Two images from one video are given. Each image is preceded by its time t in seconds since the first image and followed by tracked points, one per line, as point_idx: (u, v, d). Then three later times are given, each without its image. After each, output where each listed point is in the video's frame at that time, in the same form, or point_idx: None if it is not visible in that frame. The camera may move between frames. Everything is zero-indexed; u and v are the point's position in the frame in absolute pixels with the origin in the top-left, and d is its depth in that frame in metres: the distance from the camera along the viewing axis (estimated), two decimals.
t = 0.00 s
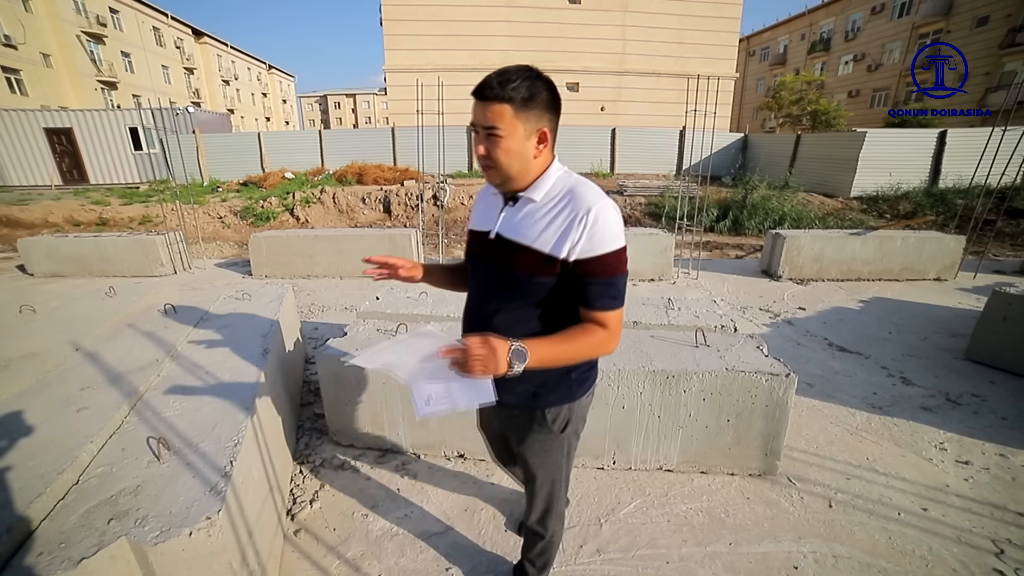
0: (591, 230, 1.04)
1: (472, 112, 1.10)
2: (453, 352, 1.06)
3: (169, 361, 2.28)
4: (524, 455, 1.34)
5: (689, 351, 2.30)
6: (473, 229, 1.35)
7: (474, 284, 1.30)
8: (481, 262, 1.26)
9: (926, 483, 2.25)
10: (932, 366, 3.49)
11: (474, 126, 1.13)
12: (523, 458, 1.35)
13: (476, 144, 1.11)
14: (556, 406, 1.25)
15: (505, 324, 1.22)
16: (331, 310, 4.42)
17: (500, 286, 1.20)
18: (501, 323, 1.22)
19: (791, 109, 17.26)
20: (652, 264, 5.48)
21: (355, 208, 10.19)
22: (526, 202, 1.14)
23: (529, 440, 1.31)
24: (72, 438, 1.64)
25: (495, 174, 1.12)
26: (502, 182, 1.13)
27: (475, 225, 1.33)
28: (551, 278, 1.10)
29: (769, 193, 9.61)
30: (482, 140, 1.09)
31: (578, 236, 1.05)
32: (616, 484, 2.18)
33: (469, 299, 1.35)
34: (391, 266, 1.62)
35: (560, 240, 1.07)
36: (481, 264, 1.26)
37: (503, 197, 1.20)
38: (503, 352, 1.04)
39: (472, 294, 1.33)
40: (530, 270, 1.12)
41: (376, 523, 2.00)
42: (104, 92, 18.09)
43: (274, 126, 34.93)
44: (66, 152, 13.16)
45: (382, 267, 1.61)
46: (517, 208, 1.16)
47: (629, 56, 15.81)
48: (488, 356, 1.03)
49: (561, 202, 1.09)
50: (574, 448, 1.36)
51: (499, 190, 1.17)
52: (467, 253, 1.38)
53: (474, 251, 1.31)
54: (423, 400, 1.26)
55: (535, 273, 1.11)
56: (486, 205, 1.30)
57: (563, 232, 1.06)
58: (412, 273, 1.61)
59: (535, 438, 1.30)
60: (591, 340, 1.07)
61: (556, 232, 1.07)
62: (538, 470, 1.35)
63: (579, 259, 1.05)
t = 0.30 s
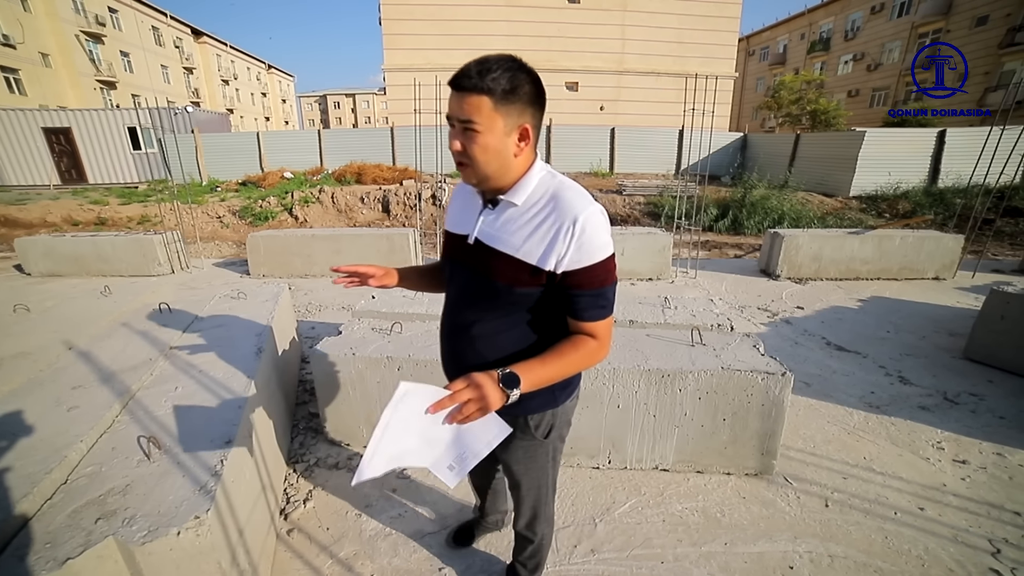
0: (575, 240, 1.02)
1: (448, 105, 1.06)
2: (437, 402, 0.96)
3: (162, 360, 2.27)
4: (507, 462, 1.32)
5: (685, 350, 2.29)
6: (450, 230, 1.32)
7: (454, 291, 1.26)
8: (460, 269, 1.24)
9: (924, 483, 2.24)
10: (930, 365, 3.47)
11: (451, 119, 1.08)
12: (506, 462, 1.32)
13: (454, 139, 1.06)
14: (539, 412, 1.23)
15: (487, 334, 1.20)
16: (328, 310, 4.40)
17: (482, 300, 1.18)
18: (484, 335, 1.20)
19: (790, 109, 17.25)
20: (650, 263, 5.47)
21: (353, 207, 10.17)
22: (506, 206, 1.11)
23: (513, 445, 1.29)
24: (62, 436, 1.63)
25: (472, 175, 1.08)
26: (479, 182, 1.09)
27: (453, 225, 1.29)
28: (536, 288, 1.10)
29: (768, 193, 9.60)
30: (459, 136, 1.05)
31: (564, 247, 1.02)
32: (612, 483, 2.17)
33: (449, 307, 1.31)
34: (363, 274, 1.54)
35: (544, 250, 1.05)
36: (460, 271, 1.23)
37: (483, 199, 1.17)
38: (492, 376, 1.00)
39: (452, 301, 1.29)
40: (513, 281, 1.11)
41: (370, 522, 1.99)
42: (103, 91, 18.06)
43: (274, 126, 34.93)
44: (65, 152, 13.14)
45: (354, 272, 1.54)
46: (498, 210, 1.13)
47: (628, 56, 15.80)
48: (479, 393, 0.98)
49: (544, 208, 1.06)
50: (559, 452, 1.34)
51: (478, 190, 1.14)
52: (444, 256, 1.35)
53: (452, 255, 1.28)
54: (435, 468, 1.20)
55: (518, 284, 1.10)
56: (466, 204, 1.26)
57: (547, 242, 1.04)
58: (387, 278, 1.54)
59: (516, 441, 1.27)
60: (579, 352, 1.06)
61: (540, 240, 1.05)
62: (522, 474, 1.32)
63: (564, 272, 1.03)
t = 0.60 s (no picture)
0: (562, 224, 1.03)
1: (427, 97, 1.06)
2: (423, 340, 0.95)
3: (162, 356, 2.26)
4: (501, 457, 1.30)
5: (687, 348, 2.26)
6: (428, 224, 1.29)
7: (439, 283, 1.23)
8: (445, 261, 1.20)
9: (932, 484, 2.20)
10: (938, 365, 3.43)
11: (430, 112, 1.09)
12: (500, 458, 1.30)
13: (434, 130, 1.06)
14: (530, 403, 1.22)
15: (474, 325, 1.18)
16: (330, 308, 4.40)
17: (468, 288, 1.15)
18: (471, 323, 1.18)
19: (795, 108, 17.14)
20: (653, 262, 5.43)
21: (357, 206, 10.16)
22: (490, 196, 1.11)
23: (505, 439, 1.27)
24: (60, 430, 1.62)
25: (455, 165, 1.08)
26: (462, 172, 1.09)
27: (431, 220, 1.27)
28: (528, 275, 1.09)
29: (773, 192, 9.52)
30: (439, 126, 1.05)
31: (553, 232, 1.03)
32: (613, 483, 2.14)
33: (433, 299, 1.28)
34: (338, 261, 1.45)
35: (532, 235, 1.05)
36: (445, 261, 1.20)
37: (465, 192, 1.17)
38: (484, 354, 0.98)
39: (436, 294, 1.26)
40: (502, 268, 1.09)
41: (368, 520, 1.97)
42: (110, 91, 18.19)
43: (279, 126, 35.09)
44: (72, 151, 13.24)
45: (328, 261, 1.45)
46: (482, 201, 1.13)
47: (632, 55, 15.75)
48: (469, 349, 0.97)
49: (528, 196, 1.07)
50: (550, 443, 1.33)
51: (460, 182, 1.13)
52: (425, 251, 1.31)
53: (433, 248, 1.25)
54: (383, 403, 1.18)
55: (508, 272, 1.09)
56: (443, 199, 1.24)
57: (535, 228, 1.04)
58: (369, 270, 1.47)
59: (511, 435, 1.26)
60: (571, 335, 1.07)
61: (526, 227, 1.06)
62: (515, 470, 1.31)
63: (553, 256, 1.03)
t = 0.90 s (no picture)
0: (542, 204, 1.16)
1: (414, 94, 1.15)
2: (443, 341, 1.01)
3: (180, 349, 2.32)
4: (491, 441, 1.33)
5: (697, 348, 2.26)
6: (406, 219, 1.33)
7: (426, 274, 1.27)
8: (430, 253, 1.25)
9: (950, 491, 2.16)
10: (957, 370, 3.36)
11: (413, 108, 1.18)
12: (491, 443, 1.33)
13: (420, 123, 1.15)
14: (519, 385, 1.29)
15: (464, 310, 1.23)
16: (342, 305, 4.46)
17: (460, 275, 1.21)
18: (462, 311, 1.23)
19: (812, 108, 16.90)
20: (664, 263, 5.40)
21: (369, 206, 10.26)
22: (472, 184, 1.20)
23: (497, 423, 1.31)
24: (83, 420, 1.67)
25: (439, 156, 1.17)
26: (446, 162, 1.18)
27: (410, 213, 1.32)
28: (513, 253, 1.18)
29: (788, 193, 9.39)
30: (426, 119, 1.14)
31: (534, 213, 1.15)
32: (621, 482, 2.14)
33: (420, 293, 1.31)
34: (318, 259, 1.46)
35: (516, 218, 1.15)
36: (433, 252, 1.24)
37: (446, 184, 1.25)
38: (495, 334, 1.06)
39: (423, 286, 1.29)
40: (491, 248, 1.17)
41: (378, 514, 2.00)
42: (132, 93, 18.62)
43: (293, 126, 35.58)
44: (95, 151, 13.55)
45: (308, 259, 1.46)
46: (465, 188, 1.21)
47: (645, 55, 15.67)
48: (482, 335, 1.05)
49: (508, 182, 1.18)
50: (538, 426, 1.39)
51: (443, 174, 1.22)
52: (406, 245, 1.33)
53: (416, 242, 1.28)
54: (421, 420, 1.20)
55: (497, 251, 1.17)
56: (419, 192, 1.31)
57: (518, 210, 1.15)
58: (352, 269, 1.49)
59: (500, 416, 1.30)
60: (556, 307, 1.19)
61: (510, 211, 1.16)
62: (506, 454, 1.34)
63: (537, 235, 1.15)
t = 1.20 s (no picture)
0: (527, 189, 1.27)
1: (401, 105, 1.24)
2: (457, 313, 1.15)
3: (198, 344, 2.37)
4: (504, 412, 1.39)
5: (710, 348, 2.25)
6: (397, 225, 1.37)
7: (431, 271, 1.34)
8: (432, 250, 1.32)
9: (969, 497, 2.13)
10: (977, 374, 3.30)
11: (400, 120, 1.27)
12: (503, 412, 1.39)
13: (410, 130, 1.23)
14: (531, 359, 1.41)
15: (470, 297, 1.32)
16: (354, 303, 4.50)
17: (464, 267, 1.30)
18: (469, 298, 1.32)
19: (827, 108, 16.68)
20: (675, 263, 5.38)
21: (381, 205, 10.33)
22: (461, 182, 1.28)
23: (510, 396, 1.38)
24: (107, 411, 1.72)
25: (431, 158, 1.25)
26: (437, 164, 1.26)
27: (400, 219, 1.36)
28: (508, 239, 1.28)
29: (801, 193, 9.28)
30: (417, 126, 1.22)
31: (520, 198, 1.26)
32: (632, 481, 2.14)
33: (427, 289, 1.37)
34: (320, 274, 1.46)
35: (509, 205, 1.26)
36: (434, 250, 1.31)
37: (434, 186, 1.32)
38: (501, 306, 1.19)
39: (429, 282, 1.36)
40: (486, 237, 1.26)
41: (390, 509, 2.02)
42: (149, 94, 18.96)
43: (306, 126, 35.96)
44: (114, 151, 13.83)
45: (309, 276, 1.46)
46: (454, 188, 1.28)
47: (657, 54, 15.59)
48: (492, 307, 1.17)
49: (494, 175, 1.27)
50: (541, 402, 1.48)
51: (432, 177, 1.29)
52: (403, 248, 1.38)
53: (413, 244, 1.33)
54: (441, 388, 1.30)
55: (496, 238, 1.27)
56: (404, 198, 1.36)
57: (508, 198, 1.25)
58: (357, 279, 1.52)
59: (513, 386, 1.37)
60: (549, 281, 1.32)
61: (501, 199, 1.26)
62: (519, 425, 1.40)
63: (526, 217, 1.26)
